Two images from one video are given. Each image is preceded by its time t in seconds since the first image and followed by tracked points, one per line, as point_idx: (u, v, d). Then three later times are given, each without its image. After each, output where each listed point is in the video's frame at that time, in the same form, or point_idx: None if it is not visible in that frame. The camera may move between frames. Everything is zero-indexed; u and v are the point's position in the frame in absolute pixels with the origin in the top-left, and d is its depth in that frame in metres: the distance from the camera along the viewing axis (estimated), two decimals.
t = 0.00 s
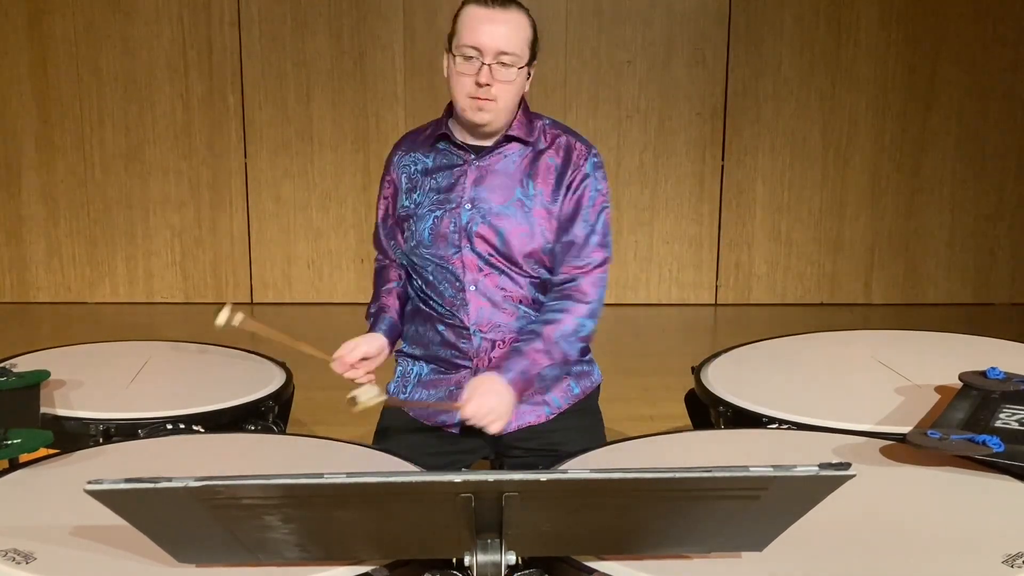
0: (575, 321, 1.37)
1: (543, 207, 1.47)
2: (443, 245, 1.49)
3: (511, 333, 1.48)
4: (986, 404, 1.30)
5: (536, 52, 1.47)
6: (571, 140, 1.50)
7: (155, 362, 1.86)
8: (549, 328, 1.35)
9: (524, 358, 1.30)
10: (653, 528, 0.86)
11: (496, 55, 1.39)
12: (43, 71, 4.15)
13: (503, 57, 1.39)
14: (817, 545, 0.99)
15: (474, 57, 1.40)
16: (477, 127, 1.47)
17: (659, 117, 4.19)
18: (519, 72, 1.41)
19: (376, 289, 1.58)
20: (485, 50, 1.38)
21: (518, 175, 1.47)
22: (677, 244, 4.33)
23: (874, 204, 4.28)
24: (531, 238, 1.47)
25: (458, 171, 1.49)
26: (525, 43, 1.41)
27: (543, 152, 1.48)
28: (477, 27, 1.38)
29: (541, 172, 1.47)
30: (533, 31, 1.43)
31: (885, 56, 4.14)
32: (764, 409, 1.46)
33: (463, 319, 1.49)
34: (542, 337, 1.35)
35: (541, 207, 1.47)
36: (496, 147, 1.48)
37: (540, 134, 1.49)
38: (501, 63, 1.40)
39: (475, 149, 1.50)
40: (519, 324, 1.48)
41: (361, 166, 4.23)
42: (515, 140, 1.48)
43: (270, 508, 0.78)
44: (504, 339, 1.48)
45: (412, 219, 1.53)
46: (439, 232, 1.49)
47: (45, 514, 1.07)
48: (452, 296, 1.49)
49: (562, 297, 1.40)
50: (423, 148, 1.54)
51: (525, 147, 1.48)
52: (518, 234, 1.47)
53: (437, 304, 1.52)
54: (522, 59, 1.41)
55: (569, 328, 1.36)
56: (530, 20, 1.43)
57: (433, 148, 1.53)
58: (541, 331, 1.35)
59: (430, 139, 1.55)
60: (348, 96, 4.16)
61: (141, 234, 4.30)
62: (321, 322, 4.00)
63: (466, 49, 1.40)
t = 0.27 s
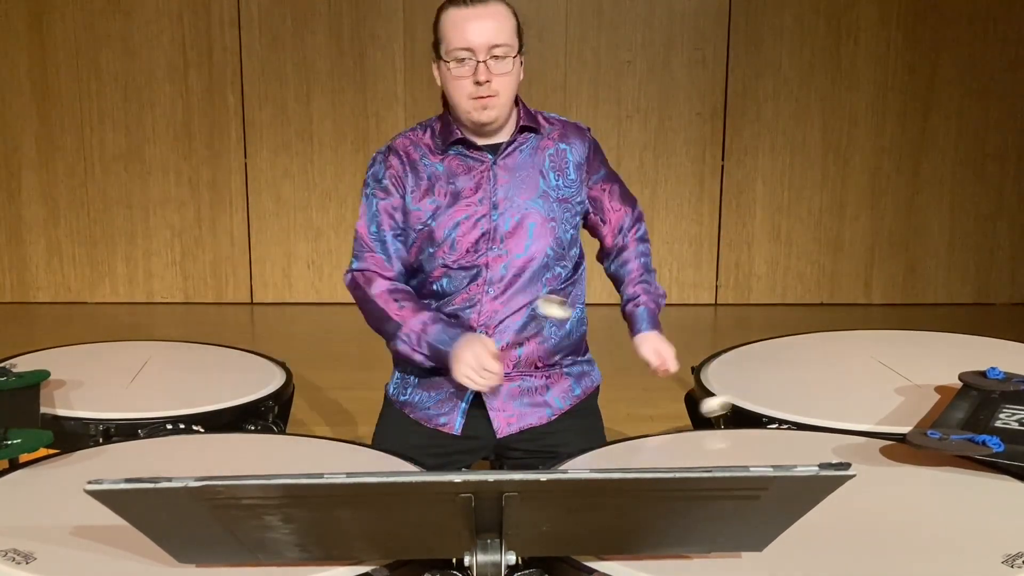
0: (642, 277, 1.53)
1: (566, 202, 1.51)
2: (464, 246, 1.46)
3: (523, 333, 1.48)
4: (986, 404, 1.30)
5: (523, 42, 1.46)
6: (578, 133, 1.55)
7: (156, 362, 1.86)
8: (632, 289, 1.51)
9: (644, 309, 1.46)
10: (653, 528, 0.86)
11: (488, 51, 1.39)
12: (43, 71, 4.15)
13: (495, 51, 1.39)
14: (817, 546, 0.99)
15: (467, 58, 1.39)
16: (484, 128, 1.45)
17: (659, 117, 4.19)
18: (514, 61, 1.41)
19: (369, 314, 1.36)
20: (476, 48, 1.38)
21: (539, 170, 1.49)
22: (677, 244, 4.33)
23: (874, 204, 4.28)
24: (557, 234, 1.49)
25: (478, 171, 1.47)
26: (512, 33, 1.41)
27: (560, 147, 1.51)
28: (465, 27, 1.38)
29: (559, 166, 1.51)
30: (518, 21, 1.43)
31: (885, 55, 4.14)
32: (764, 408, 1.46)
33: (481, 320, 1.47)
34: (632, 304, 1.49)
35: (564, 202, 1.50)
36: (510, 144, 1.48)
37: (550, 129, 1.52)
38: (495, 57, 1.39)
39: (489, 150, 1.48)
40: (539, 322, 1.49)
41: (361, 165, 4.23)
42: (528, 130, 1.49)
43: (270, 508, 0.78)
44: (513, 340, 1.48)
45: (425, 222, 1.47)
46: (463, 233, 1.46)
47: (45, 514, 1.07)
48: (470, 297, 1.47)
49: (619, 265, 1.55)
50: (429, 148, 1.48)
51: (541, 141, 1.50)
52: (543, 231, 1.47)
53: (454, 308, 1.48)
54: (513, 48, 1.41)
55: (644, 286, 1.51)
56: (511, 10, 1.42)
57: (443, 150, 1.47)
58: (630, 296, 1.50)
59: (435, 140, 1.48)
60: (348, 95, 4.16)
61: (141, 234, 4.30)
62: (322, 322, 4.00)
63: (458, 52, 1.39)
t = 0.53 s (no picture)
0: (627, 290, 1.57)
1: (564, 201, 1.50)
2: (464, 246, 1.46)
3: (522, 333, 1.48)
4: (986, 404, 1.30)
5: (522, 49, 1.44)
6: (576, 133, 1.54)
7: (156, 362, 1.86)
8: (617, 305, 1.55)
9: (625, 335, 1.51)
10: (653, 528, 0.86)
11: (480, 59, 1.37)
12: (43, 71, 4.15)
13: (487, 60, 1.37)
14: (817, 546, 0.99)
15: (459, 63, 1.38)
16: (471, 133, 1.45)
17: (659, 117, 4.19)
18: (506, 72, 1.39)
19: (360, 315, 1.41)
20: (468, 55, 1.36)
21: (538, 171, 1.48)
22: (677, 244, 4.33)
23: (874, 204, 4.28)
24: (555, 233, 1.48)
25: (476, 171, 1.46)
26: (508, 43, 1.39)
27: (559, 145, 1.51)
28: (459, 32, 1.36)
29: (558, 166, 1.50)
30: (516, 29, 1.41)
31: (885, 55, 4.14)
32: (764, 409, 1.46)
33: (481, 321, 1.47)
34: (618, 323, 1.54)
35: (561, 201, 1.50)
36: (508, 144, 1.48)
37: (550, 129, 1.51)
38: (486, 66, 1.38)
39: (486, 151, 1.48)
40: (537, 322, 1.49)
41: (361, 165, 4.23)
42: (526, 130, 1.49)
43: (270, 508, 0.78)
44: (511, 340, 1.48)
45: (425, 223, 1.47)
46: (463, 234, 1.45)
47: (45, 514, 1.07)
48: (470, 298, 1.47)
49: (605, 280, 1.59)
50: (427, 149, 1.47)
51: (540, 140, 1.49)
52: (542, 230, 1.47)
53: (453, 308, 1.47)
54: (507, 59, 1.39)
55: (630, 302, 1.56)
56: (511, 18, 1.40)
57: (440, 150, 1.47)
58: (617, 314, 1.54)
59: (433, 141, 1.48)
60: (347, 95, 4.16)
61: (141, 234, 4.30)
62: (322, 322, 4.00)
63: (450, 57, 1.38)
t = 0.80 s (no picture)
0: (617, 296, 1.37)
1: (545, 208, 1.46)
2: (438, 245, 1.48)
3: (507, 337, 1.47)
4: (986, 404, 1.30)
5: (533, 54, 1.45)
6: (571, 140, 1.49)
7: (155, 362, 1.86)
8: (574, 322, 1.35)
9: (571, 342, 1.29)
10: (653, 528, 0.86)
11: (489, 57, 1.38)
12: (43, 71, 4.15)
13: (496, 59, 1.38)
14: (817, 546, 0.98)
15: (469, 60, 1.39)
16: (472, 130, 1.45)
17: (659, 117, 4.19)
18: (513, 75, 1.40)
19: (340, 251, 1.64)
20: (478, 52, 1.37)
21: (516, 177, 1.46)
22: (677, 244, 4.33)
23: (874, 204, 4.28)
24: (529, 238, 1.46)
25: (457, 170, 1.48)
26: (519, 46, 1.39)
27: (545, 151, 1.47)
28: (472, 29, 1.37)
29: (540, 174, 1.46)
30: (530, 34, 1.42)
31: (885, 55, 4.14)
32: (764, 408, 1.46)
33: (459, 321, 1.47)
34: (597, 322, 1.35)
35: (542, 208, 1.46)
36: (494, 148, 1.47)
37: (539, 137, 1.48)
38: (495, 66, 1.39)
39: (470, 149, 1.49)
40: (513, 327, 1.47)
41: (361, 165, 4.23)
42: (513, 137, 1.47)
43: (270, 508, 0.78)
44: (498, 344, 1.47)
45: (409, 216, 1.52)
46: (437, 232, 1.48)
47: (45, 514, 1.07)
48: (445, 298, 1.48)
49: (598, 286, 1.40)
50: (420, 143, 1.54)
51: (527, 146, 1.47)
52: (514, 235, 1.46)
53: (431, 304, 1.50)
54: (517, 61, 1.40)
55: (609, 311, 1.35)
56: (525, 22, 1.41)
57: (430, 146, 1.52)
58: (580, 314, 1.34)
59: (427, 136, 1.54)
60: (348, 95, 4.16)
61: (141, 234, 4.30)
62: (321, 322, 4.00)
63: (460, 52, 1.39)
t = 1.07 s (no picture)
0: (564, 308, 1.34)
1: (537, 209, 1.45)
2: (434, 241, 1.49)
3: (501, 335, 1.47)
4: (986, 404, 1.30)
5: (537, 52, 1.45)
6: (566, 144, 1.47)
7: (155, 362, 1.86)
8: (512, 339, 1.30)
9: (499, 359, 1.25)
10: (653, 528, 0.85)
11: (493, 54, 1.38)
12: (43, 71, 4.15)
13: (500, 56, 1.38)
14: (817, 546, 0.98)
15: (472, 56, 1.39)
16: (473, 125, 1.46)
17: (659, 117, 4.19)
18: (516, 72, 1.40)
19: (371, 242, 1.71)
20: (482, 49, 1.37)
21: (509, 176, 1.46)
22: (677, 245, 4.33)
23: (874, 204, 4.28)
24: (520, 237, 1.46)
25: (454, 167, 1.49)
26: (524, 44, 1.39)
27: (539, 152, 1.46)
28: (477, 25, 1.37)
29: (534, 174, 1.45)
30: (535, 32, 1.42)
31: (885, 56, 4.14)
32: (764, 408, 1.47)
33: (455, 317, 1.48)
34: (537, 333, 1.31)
35: (534, 208, 1.45)
36: (490, 146, 1.47)
37: (536, 136, 1.47)
38: (498, 62, 1.39)
39: (469, 146, 1.51)
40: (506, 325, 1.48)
41: (361, 165, 4.23)
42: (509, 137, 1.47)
43: (269, 508, 0.78)
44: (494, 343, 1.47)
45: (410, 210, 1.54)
46: (433, 227, 1.49)
47: (45, 514, 1.07)
48: (441, 294, 1.49)
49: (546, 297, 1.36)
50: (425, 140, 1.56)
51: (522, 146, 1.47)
52: (506, 233, 1.45)
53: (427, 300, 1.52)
54: (520, 60, 1.40)
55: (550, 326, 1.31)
56: (530, 20, 1.41)
57: (433, 143, 1.55)
58: (518, 331, 1.30)
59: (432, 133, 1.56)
60: (348, 96, 4.16)
61: (141, 234, 4.30)
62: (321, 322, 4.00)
63: (464, 48, 1.39)
